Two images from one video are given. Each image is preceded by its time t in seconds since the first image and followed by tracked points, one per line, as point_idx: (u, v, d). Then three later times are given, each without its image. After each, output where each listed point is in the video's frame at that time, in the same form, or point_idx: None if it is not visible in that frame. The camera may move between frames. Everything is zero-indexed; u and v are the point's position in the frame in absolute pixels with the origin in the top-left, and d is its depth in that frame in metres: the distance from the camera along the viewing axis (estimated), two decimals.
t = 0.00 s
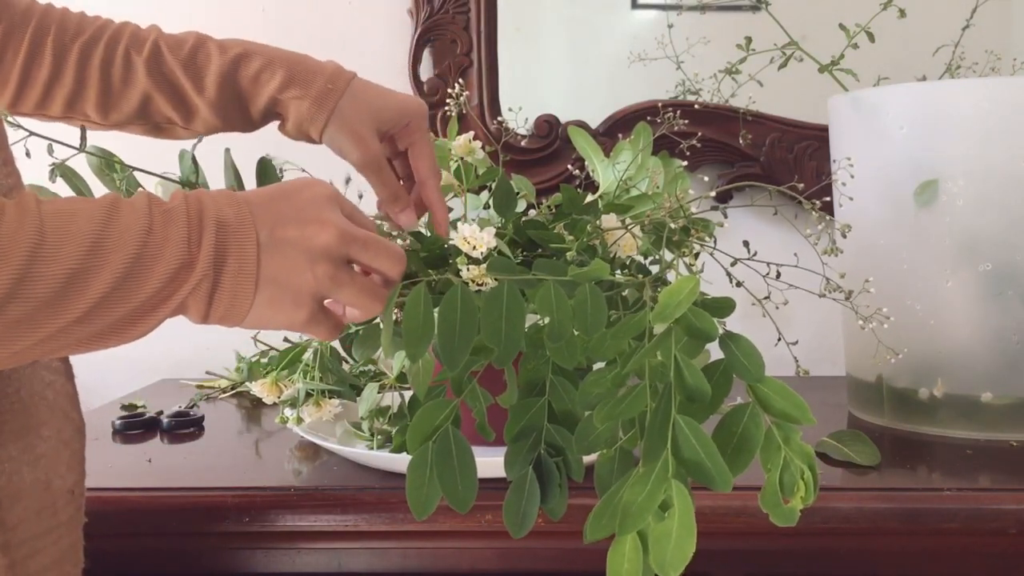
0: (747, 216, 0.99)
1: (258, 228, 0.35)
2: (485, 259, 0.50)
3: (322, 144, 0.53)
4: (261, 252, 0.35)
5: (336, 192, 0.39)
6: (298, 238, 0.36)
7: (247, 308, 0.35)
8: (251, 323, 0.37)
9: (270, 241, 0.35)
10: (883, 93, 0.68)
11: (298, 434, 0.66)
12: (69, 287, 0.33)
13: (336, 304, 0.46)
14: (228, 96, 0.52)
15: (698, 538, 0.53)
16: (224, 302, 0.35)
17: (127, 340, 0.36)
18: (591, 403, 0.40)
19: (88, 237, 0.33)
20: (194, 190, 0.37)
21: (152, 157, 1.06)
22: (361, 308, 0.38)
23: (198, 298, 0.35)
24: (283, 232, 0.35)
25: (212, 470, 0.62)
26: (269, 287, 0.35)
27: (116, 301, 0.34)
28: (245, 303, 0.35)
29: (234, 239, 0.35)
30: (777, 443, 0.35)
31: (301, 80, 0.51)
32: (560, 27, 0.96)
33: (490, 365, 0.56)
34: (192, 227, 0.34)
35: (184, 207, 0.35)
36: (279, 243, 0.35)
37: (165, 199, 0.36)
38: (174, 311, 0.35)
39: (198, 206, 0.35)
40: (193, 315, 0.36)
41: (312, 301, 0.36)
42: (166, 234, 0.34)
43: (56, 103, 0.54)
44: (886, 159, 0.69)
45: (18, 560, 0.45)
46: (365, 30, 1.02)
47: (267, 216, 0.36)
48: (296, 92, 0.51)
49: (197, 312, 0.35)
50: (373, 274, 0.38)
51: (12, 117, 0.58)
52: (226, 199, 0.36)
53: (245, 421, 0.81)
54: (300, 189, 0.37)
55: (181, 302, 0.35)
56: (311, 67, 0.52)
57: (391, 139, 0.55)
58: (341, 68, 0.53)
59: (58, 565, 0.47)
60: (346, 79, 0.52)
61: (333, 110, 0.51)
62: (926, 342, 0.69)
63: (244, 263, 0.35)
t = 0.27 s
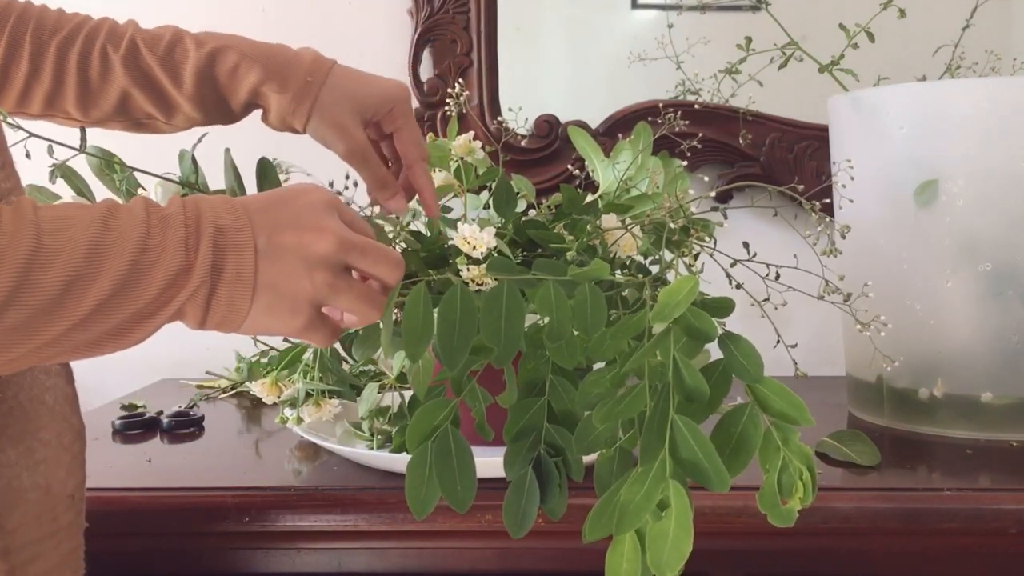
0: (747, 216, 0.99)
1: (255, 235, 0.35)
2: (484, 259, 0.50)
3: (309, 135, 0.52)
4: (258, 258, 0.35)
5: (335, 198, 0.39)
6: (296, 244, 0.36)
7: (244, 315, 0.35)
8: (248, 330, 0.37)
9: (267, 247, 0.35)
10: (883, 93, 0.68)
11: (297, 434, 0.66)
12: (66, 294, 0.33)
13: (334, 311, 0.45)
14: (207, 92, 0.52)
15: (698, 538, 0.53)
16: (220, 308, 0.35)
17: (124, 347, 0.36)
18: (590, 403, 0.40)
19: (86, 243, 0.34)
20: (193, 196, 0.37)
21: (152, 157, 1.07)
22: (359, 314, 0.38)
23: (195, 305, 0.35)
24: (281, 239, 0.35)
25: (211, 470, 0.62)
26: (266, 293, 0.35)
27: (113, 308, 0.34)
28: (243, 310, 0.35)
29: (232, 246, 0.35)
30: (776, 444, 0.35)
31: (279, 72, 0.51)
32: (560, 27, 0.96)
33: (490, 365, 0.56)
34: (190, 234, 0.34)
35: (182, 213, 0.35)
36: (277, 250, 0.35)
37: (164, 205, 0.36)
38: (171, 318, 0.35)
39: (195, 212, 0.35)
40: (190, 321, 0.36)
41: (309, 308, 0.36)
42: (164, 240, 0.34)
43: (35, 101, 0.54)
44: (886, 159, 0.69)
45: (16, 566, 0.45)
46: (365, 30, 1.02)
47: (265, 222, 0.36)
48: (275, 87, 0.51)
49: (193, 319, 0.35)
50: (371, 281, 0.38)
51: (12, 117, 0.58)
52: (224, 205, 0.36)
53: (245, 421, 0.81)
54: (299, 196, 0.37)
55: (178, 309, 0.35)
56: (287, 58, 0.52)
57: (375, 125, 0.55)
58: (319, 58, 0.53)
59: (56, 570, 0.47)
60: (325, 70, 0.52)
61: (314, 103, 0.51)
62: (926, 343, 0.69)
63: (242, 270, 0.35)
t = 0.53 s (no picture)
0: (747, 216, 0.99)
1: (253, 240, 0.35)
2: (484, 260, 0.50)
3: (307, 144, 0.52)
4: (255, 263, 0.35)
5: (333, 201, 0.39)
6: (298, 247, 0.36)
7: (242, 319, 0.35)
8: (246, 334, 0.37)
9: (265, 252, 0.35)
10: (883, 93, 0.68)
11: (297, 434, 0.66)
12: (63, 300, 0.33)
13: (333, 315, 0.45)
14: (207, 95, 0.52)
15: (698, 538, 0.53)
16: (218, 313, 0.35)
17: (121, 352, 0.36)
18: (590, 403, 0.40)
19: (82, 248, 0.33)
20: (191, 199, 0.37)
21: (152, 157, 1.06)
22: (357, 318, 0.38)
23: (193, 310, 0.35)
24: (279, 243, 0.35)
25: (211, 470, 0.61)
26: (264, 299, 0.35)
27: (110, 314, 0.34)
28: (241, 315, 0.35)
29: (230, 251, 0.35)
30: (777, 443, 0.35)
31: (279, 80, 0.51)
32: (560, 27, 0.96)
33: (490, 365, 0.56)
34: (187, 240, 0.34)
35: (180, 217, 0.35)
36: (274, 254, 0.35)
37: (162, 209, 0.36)
38: (169, 323, 0.35)
39: (193, 217, 0.35)
40: (187, 326, 0.36)
41: (307, 312, 0.36)
42: (161, 246, 0.34)
43: (34, 102, 0.54)
44: (886, 159, 0.69)
45: (14, 570, 0.45)
46: (365, 30, 1.02)
47: (263, 226, 0.36)
48: (275, 91, 0.51)
49: (191, 324, 0.35)
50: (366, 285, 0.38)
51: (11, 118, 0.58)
52: (222, 209, 0.36)
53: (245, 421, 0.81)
54: (299, 200, 0.37)
55: (176, 314, 0.35)
56: (289, 66, 0.52)
57: (373, 135, 0.55)
58: (320, 65, 0.53)
59: (54, 572, 0.47)
60: (326, 77, 0.52)
61: (314, 110, 0.51)
62: (926, 343, 0.69)
63: (239, 276, 0.35)
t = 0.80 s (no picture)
0: (747, 216, 0.99)
1: (249, 243, 0.35)
2: (484, 259, 0.50)
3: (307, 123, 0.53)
4: (251, 266, 0.35)
5: (330, 204, 0.39)
6: (294, 249, 0.36)
7: (238, 323, 0.35)
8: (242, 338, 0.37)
9: (261, 255, 0.35)
10: (883, 92, 0.68)
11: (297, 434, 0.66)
12: (58, 304, 0.33)
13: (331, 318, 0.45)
14: (211, 79, 0.52)
15: (698, 538, 0.53)
16: (214, 316, 0.35)
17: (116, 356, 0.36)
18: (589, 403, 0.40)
19: (78, 251, 0.33)
20: (187, 202, 0.37)
21: (152, 157, 1.07)
22: (354, 322, 0.38)
23: (189, 315, 0.35)
24: (275, 246, 0.35)
25: (211, 470, 0.61)
26: (260, 302, 0.35)
27: (105, 318, 0.34)
28: (236, 318, 0.35)
29: (226, 254, 0.35)
30: (776, 444, 0.35)
31: (285, 61, 0.51)
32: (560, 27, 0.96)
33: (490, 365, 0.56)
34: (183, 243, 0.34)
35: (176, 220, 0.35)
36: (271, 258, 0.35)
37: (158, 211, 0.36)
38: (164, 326, 0.35)
39: (189, 220, 0.35)
40: (183, 330, 0.36)
41: (303, 316, 0.36)
42: (157, 250, 0.34)
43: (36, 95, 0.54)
44: (886, 159, 0.69)
45: (12, 570, 0.45)
46: (365, 30, 1.02)
47: (259, 229, 0.36)
48: (280, 73, 0.51)
49: (186, 328, 0.35)
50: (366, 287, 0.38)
51: (11, 117, 0.58)
52: (218, 211, 0.36)
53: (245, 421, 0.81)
54: (298, 203, 0.37)
55: (171, 318, 0.35)
56: (294, 45, 0.52)
57: (377, 115, 0.56)
58: (324, 45, 0.53)
59: (53, 573, 0.47)
60: (330, 58, 0.52)
61: (319, 91, 0.51)
62: (926, 343, 0.69)
63: (235, 280, 0.35)
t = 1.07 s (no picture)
0: (747, 216, 0.99)
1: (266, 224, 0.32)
2: (484, 259, 0.50)
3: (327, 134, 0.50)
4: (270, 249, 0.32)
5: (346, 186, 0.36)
6: (318, 227, 0.33)
7: (259, 309, 0.32)
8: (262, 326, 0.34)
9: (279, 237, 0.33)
10: (883, 92, 0.68)
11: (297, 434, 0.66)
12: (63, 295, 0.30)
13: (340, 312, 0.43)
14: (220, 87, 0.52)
15: (698, 538, 0.53)
16: (234, 302, 0.32)
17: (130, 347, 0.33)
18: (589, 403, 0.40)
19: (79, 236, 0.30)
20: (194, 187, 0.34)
21: (152, 157, 1.06)
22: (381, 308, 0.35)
23: (208, 300, 0.32)
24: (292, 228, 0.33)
25: (211, 470, 0.61)
26: (280, 285, 0.32)
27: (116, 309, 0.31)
28: (257, 303, 0.32)
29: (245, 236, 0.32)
30: (777, 444, 0.35)
31: (301, 65, 0.49)
32: (560, 27, 0.96)
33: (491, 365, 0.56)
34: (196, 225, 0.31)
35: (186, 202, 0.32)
36: (289, 239, 0.33)
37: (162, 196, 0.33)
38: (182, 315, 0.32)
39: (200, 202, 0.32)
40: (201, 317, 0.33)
41: (327, 300, 0.33)
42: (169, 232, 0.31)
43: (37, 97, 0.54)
44: (886, 159, 0.69)
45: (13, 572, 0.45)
46: (365, 30, 1.02)
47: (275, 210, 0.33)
48: (295, 78, 0.49)
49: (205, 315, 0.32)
50: (382, 270, 0.35)
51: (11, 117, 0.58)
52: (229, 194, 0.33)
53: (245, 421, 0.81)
54: (312, 182, 0.35)
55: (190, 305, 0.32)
56: (308, 53, 0.50)
57: (392, 127, 0.53)
58: (341, 55, 0.51)
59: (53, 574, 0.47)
60: (346, 67, 0.50)
61: (334, 99, 0.49)
62: (926, 343, 0.69)
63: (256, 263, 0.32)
